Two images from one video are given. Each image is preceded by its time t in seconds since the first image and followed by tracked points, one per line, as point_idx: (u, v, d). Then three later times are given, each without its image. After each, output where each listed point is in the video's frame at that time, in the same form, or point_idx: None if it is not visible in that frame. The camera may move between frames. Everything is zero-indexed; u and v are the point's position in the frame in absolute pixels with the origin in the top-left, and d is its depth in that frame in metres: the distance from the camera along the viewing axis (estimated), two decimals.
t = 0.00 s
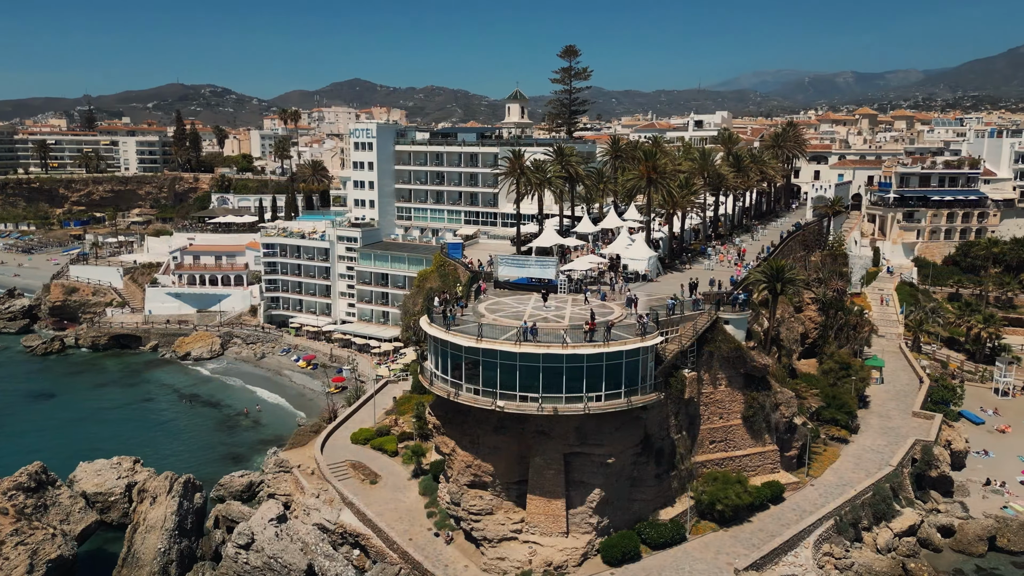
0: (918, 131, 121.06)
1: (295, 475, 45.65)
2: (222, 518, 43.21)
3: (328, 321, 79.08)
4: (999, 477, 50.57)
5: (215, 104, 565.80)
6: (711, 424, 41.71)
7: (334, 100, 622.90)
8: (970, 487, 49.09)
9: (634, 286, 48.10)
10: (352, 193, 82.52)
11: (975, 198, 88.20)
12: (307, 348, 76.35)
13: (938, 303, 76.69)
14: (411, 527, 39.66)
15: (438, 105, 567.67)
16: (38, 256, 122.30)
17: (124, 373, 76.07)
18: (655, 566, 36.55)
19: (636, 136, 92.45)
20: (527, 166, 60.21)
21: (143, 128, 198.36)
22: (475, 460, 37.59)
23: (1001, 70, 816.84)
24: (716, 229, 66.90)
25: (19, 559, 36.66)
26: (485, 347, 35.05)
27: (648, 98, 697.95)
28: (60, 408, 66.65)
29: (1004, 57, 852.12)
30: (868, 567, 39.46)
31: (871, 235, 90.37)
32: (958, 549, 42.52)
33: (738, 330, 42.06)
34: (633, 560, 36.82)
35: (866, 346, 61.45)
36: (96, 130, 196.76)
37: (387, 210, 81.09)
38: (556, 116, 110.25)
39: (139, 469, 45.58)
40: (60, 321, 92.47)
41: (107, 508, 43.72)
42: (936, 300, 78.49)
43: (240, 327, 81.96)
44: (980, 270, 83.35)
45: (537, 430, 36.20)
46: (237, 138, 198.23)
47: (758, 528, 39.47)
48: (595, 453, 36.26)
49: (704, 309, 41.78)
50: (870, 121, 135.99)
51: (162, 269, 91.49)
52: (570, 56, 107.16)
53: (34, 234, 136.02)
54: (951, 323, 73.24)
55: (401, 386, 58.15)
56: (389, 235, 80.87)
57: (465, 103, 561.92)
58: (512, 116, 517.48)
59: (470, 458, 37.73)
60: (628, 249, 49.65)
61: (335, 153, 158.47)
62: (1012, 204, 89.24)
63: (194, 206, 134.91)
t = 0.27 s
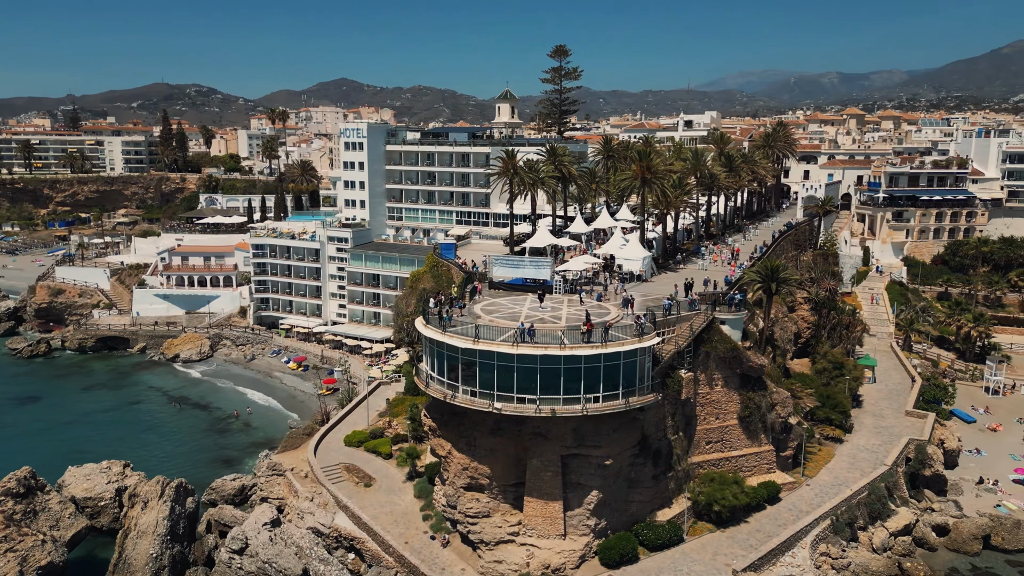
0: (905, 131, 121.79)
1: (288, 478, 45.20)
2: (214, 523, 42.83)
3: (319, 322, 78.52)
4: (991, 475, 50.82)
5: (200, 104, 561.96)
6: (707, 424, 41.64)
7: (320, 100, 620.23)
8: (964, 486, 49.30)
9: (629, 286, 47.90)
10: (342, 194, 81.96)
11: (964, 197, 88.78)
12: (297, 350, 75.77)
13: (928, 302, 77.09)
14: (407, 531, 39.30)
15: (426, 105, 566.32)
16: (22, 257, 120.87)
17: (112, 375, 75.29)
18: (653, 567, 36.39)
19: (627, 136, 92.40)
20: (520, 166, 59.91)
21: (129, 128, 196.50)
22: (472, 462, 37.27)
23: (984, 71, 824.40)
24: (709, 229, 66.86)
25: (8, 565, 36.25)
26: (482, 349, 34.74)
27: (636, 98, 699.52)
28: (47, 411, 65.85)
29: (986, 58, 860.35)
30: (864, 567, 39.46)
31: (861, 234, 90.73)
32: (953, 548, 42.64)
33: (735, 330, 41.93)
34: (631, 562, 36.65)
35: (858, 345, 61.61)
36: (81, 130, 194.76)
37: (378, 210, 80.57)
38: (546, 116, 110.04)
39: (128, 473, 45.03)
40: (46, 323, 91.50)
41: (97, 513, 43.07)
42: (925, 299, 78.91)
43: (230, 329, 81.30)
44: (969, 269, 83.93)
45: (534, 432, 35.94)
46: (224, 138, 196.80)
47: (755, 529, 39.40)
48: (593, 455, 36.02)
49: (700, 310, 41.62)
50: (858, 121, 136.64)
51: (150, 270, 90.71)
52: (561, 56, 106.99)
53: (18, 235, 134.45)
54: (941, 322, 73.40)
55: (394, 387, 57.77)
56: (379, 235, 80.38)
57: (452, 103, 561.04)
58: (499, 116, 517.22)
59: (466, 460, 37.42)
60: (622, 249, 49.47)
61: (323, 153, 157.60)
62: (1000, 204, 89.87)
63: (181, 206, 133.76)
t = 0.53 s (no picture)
0: (891, 131, 122.58)
1: (280, 482, 44.65)
2: (204, 528, 42.33)
3: (308, 324, 77.83)
4: (982, 474, 51.10)
5: (184, 103, 557.46)
6: (703, 425, 41.50)
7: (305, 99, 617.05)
8: (955, 484, 49.51)
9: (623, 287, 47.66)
10: (331, 194, 81.31)
11: (950, 197, 89.40)
12: (286, 352, 75.05)
13: (916, 301, 77.52)
14: (401, 535, 38.89)
15: (411, 105, 564.98)
16: (4, 259, 119.12)
17: (98, 378, 74.29)
18: (651, 570, 36.19)
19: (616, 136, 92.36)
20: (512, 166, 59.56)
21: (112, 128, 194.35)
22: (467, 465, 36.91)
23: (965, 72, 832.88)
24: (700, 228, 66.83)
25: None
26: (478, 350, 34.39)
27: (621, 98, 701.27)
28: (31, 415, 64.85)
29: (967, 59, 869.24)
30: (860, 567, 39.48)
31: (849, 234, 91.15)
32: (947, 547, 42.76)
33: (729, 330, 42.10)
34: (628, 565, 36.43)
35: (849, 344, 61.81)
36: (63, 130, 192.41)
37: (367, 210, 80.00)
38: (535, 116, 109.81)
39: (116, 478, 44.37)
40: (29, 326, 90.24)
41: (84, 519, 42.32)
42: (913, 298, 79.33)
43: (217, 331, 80.46)
44: (956, 268, 84.53)
45: (530, 434, 35.63)
46: (209, 138, 195.10)
47: (751, 530, 39.29)
48: (589, 457, 35.77)
49: (695, 310, 41.45)
50: (844, 122, 137.44)
51: (135, 271, 89.75)
52: (549, 56, 106.78)
53: None
54: (931, 320, 73.46)
55: (385, 389, 57.31)
56: (369, 236, 79.81)
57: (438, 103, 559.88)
58: (486, 116, 516.37)
59: (461, 463, 37.04)
60: (615, 249, 49.25)
61: (310, 153, 156.60)
62: (986, 203, 90.62)
63: (166, 206, 132.42)
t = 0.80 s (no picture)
0: (878, 131, 123.31)
1: (271, 486, 44.08)
2: (195, 533, 41.72)
3: (297, 325, 77.14)
4: (974, 472, 51.31)
5: (168, 103, 552.99)
6: (698, 426, 41.34)
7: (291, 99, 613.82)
8: (948, 483, 49.69)
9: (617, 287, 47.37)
10: (320, 194, 80.69)
11: (938, 197, 89.96)
12: (275, 354, 74.33)
13: (905, 300, 77.88)
14: (396, 538, 38.49)
15: (398, 105, 563.28)
16: None
17: (83, 381, 73.29)
18: (648, 572, 35.96)
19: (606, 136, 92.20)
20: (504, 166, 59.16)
21: (95, 127, 192.17)
22: (463, 468, 36.54)
23: (948, 72, 840.57)
24: (691, 228, 66.74)
25: None
26: (473, 352, 34.03)
27: (607, 99, 702.56)
28: (16, 418, 63.86)
29: (950, 60, 877.34)
30: (856, 567, 39.44)
31: (838, 234, 91.53)
32: (942, 546, 42.86)
33: (725, 330, 41.78)
34: (625, 567, 36.20)
35: (841, 344, 61.94)
36: (46, 129, 190.13)
37: (357, 210, 79.39)
38: (524, 116, 109.53)
39: (105, 483, 43.64)
40: (12, 328, 88.92)
41: (72, 525, 41.63)
42: (902, 297, 79.72)
43: (205, 332, 79.60)
44: (943, 268, 85.08)
45: (527, 437, 35.31)
46: (195, 138, 193.42)
47: (748, 531, 39.17)
48: (586, 459, 35.50)
49: (690, 311, 41.24)
50: (831, 122, 138.08)
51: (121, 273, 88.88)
52: (538, 56, 106.54)
53: None
54: (919, 320, 74.08)
55: (377, 391, 56.83)
56: (359, 236, 79.21)
57: (425, 103, 558.51)
58: (473, 116, 515.45)
59: (457, 466, 36.66)
60: (609, 250, 48.95)
61: (297, 154, 155.56)
62: (973, 203, 91.26)
63: (152, 207, 131.06)
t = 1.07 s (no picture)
0: (865, 132, 123.94)
1: (263, 489, 43.58)
2: (186, 539, 41.11)
3: (286, 327, 76.50)
4: (966, 471, 51.50)
5: (152, 103, 548.72)
6: (694, 427, 41.19)
7: (277, 99, 610.59)
8: (941, 482, 49.85)
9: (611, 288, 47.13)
10: (309, 194, 80.07)
11: (926, 197, 90.45)
12: (264, 356, 73.66)
13: (895, 299, 78.20)
14: (391, 542, 38.08)
15: (385, 104, 561.71)
16: None
17: (70, 384, 72.34)
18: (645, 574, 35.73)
19: (597, 136, 92.10)
20: (496, 166, 58.83)
21: (79, 127, 190.20)
22: (458, 471, 36.18)
23: (932, 73, 847.65)
24: (683, 228, 66.73)
25: None
26: (469, 354, 33.69)
27: (595, 99, 703.75)
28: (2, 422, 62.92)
29: (934, 60, 884.80)
30: (852, 567, 39.41)
31: (828, 233, 91.88)
32: (936, 546, 42.96)
33: (720, 331, 41.92)
34: (622, 570, 35.96)
35: (833, 344, 62.10)
36: (29, 129, 187.91)
37: (347, 211, 78.85)
38: (514, 116, 109.26)
39: (93, 488, 42.89)
40: None
41: (60, 531, 40.83)
42: (892, 296, 80.05)
43: (194, 334, 78.82)
44: (932, 267, 85.55)
45: (523, 439, 35.01)
46: (181, 138, 191.89)
47: (744, 532, 39.06)
48: (583, 462, 35.22)
49: (686, 311, 41.10)
50: (819, 122, 138.71)
51: (108, 275, 88.11)
52: (528, 56, 106.30)
53: None
54: (909, 319, 74.49)
55: (369, 393, 56.40)
56: (349, 237, 78.66)
57: (412, 103, 557.24)
58: (461, 116, 515.14)
59: (452, 469, 36.29)
60: (603, 250, 48.68)
61: (284, 154, 154.52)
62: (961, 203, 91.84)
63: (138, 207, 129.79)
